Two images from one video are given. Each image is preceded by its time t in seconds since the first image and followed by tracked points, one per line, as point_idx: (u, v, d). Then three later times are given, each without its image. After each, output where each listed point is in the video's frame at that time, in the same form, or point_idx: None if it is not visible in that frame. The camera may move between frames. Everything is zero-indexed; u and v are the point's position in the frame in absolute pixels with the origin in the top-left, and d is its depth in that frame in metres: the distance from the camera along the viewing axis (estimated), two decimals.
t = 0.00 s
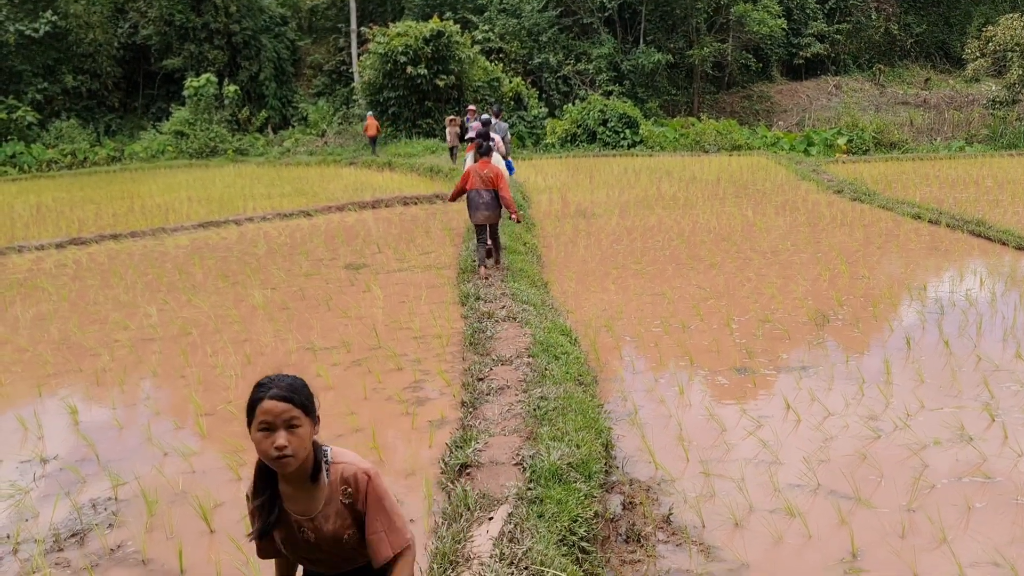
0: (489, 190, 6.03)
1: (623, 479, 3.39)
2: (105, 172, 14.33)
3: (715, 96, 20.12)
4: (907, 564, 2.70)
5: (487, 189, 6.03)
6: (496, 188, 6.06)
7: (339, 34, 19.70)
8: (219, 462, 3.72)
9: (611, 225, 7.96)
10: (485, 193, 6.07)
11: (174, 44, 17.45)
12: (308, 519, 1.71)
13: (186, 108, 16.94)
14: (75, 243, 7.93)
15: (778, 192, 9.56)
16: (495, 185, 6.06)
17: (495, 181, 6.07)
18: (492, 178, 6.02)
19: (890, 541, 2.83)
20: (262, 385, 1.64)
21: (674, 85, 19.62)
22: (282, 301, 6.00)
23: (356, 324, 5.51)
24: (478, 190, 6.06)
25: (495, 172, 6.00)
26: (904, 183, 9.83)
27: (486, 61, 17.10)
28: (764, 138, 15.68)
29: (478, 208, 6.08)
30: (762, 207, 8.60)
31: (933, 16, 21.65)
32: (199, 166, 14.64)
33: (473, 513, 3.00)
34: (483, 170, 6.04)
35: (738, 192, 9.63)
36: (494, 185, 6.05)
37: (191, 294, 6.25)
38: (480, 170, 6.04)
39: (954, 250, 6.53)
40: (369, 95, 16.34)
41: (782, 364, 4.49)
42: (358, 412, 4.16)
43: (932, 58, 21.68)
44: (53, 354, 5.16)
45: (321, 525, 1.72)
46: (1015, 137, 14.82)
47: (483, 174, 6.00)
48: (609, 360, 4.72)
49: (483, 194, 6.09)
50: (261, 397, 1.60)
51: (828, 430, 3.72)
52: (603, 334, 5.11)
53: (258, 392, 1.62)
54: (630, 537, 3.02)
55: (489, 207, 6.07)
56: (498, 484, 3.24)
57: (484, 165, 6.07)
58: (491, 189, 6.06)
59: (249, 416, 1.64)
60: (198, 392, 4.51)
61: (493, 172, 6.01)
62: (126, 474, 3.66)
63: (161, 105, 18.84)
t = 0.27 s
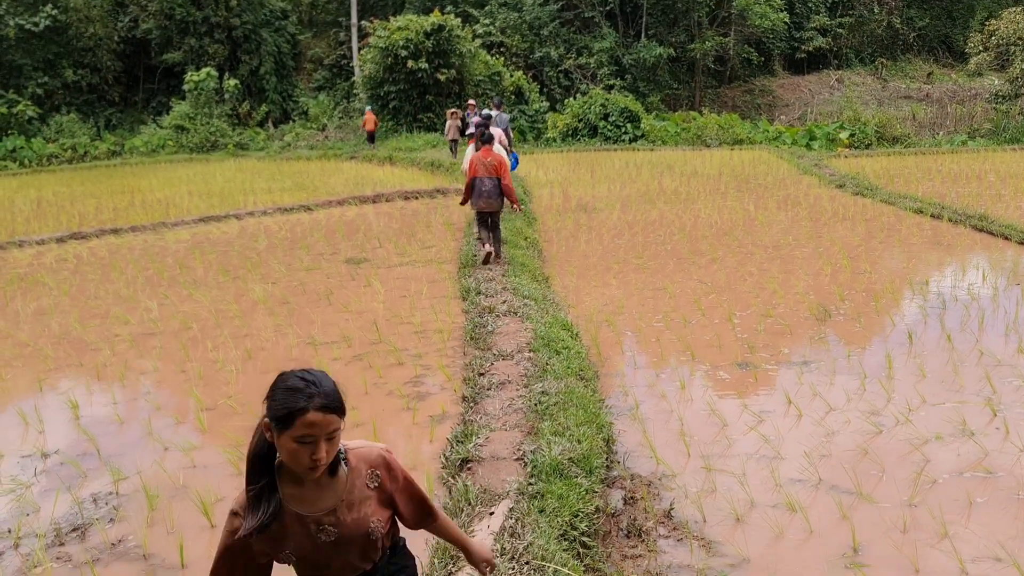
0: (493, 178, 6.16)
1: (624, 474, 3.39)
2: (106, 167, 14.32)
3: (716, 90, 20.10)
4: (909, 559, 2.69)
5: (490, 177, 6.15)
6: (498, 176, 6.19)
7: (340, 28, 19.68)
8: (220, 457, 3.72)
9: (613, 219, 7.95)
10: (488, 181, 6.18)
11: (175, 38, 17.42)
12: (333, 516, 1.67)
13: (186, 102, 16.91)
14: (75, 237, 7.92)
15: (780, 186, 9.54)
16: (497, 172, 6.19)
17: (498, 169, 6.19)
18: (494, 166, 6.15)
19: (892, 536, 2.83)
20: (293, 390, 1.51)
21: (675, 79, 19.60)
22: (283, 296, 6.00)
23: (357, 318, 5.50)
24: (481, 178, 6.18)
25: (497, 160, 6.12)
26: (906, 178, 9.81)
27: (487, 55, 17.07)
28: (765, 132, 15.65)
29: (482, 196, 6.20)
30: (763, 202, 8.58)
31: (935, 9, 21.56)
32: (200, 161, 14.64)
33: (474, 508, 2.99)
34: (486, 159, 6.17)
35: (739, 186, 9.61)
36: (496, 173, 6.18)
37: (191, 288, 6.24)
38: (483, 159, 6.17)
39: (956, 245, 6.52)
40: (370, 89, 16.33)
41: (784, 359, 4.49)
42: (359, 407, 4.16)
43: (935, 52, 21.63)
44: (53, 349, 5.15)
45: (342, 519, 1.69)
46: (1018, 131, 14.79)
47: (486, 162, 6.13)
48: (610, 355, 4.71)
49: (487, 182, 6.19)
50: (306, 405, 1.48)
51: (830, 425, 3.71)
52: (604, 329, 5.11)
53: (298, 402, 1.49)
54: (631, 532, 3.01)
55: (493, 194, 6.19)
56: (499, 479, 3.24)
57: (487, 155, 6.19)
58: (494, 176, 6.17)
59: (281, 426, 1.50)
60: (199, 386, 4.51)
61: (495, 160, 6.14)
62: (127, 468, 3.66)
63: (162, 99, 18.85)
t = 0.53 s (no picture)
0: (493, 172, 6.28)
1: (625, 469, 3.39)
2: (107, 161, 14.31)
3: (718, 85, 20.07)
4: (911, 555, 2.69)
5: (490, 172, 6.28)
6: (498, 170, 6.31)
7: (341, 23, 19.64)
8: (221, 452, 3.72)
9: (615, 214, 7.94)
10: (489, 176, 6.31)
11: (176, 33, 17.40)
12: None
13: (187, 96, 16.89)
14: (77, 232, 7.92)
15: (782, 181, 9.52)
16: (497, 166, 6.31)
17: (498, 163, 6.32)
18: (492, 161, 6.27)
19: (894, 532, 2.83)
20: (399, 445, 1.38)
21: (677, 74, 19.57)
22: (284, 291, 5.99)
23: (358, 313, 5.50)
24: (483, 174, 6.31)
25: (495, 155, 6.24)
26: (909, 173, 9.79)
27: (489, 50, 17.04)
28: (768, 127, 15.62)
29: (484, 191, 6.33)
30: (765, 197, 8.57)
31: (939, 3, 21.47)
32: (201, 155, 14.64)
33: (476, 503, 2.99)
34: (485, 155, 6.28)
35: (742, 181, 9.60)
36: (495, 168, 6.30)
37: (192, 283, 6.24)
38: (482, 155, 6.28)
39: (959, 240, 6.51)
40: (372, 84, 16.31)
41: (785, 354, 4.48)
42: (361, 402, 4.15)
43: (938, 47, 21.56)
44: (55, 344, 5.15)
45: None
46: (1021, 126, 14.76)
47: (486, 158, 6.25)
48: (612, 350, 4.71)
49: (488, 176, 6.35)
50: (419, 462, 1.36)
51: (831, 420, 3.71)
52: (606, 324, 5.10)
53: (407, 457, 1.37)
54: (633, 527, 3.01)
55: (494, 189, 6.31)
56: (501, 473, 3.24)
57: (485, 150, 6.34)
58: (495, 171, 6.30)
59: (389, 488, 1.37)
60: (201, 381, 4.51)
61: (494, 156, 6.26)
62: (129, 463, 3.66)
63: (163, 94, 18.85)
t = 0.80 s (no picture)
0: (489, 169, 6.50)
1: (628, 467, 3.39)
2: (110, 159, 14.33)
3: (721, 83, 20.05)
4: (914, 553, 2.69)
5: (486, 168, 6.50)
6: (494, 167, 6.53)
7: (343, 20, 19.64)
8: (224, 449, 3.73)
9: (617, 212, 7.93)
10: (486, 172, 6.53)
11: (178, 31, 17.39)
12: None
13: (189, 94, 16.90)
14: (79, 230, 7.94)
15: (785, 179, 9.51)
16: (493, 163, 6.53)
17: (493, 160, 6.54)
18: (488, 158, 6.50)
19: (897, 530, 2.82)
20: None
21: (680, 71, 19.55)
22: (286, 289, 6.00)
23: (360, 311, 5.50)
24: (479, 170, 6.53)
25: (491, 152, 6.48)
26: (912, 170, 9.78)
27: (491, 47, 17.05)
28: (770, 124, 15.60)
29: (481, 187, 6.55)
30: (768, 194, 8.56)
31: None
32: (203, 153, 14.66)
33: (478, 501, 2.99)
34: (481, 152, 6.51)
35: (744, 179, 9.59)
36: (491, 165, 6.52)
37: (195, 281, 6.25)
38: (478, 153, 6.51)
39: (963, 238, 6.50)
40: (374, 82, 16.31)
41: (788, 352, 4.48)
42: (363, 400, 4.15)
43: (942, 44, 21.51)
44: (58, 342, 5.16)
45: None
46: None
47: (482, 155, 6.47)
48: (615, 348, 4.70)
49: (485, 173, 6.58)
50: None
51: (834, 418, 3.71)
52: (608, 322, 5.10)
53: None
54: (635, 525, 3.02)
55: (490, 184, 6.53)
56: (503, 471, 3.24)
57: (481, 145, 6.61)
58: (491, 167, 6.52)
59: None
60: (203, 379, 4.52)
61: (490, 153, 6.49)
62: (131, 461, 3.66)
63: (165, 92, 18.88)
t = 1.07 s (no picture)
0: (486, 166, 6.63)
1: (630, 467, 3.39)
2: (112, 159, 14.34)
3: (723, 82, 20.03)
4: (918, 553, 2.69)
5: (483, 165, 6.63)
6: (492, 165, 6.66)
7: (346, 20, 19.65)
8: (227, 449, 3.73)
9: (619, 212, 7.93)
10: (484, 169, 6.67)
11: (180, 31, 17.39)
12: None
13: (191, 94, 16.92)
14: (83, 230, 7.95)
15: (787, 179, 9.50)
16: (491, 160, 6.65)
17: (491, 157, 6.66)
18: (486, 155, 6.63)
19: (901, 530, 2.82)
20: None
21: (682, 71, 19.53)
22: (289, 289, 6.01)
23: (363, 311, 5.51)
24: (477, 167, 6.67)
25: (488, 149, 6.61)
26: (914, 170, 9.77)
27: (493, 47, 17.07)
28: (773, 124, 15.59)
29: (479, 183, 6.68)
30: (771, 194, 8.56)
31: None
32: (206, 153, 14.68)
33: (481, 501, 2.99)
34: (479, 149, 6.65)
35: (747, 178, 9.59)
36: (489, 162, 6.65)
37: (198, 281, 6.25)
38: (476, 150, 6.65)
39: (965, 237, 6.49)
40: (377, 81, 16.33)
41: (791, 352, 4.48)
42: (366, 400, 4.16)
43: (944, 43, 21.50)
44: (61, 342, 5.17)
45: None
46: None
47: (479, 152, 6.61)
48: (617, 348, 4.71)
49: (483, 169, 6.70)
50: None
51: (837, 418, 3.70)
52: (610, 322, 5.10)
53: None
54: (638, 525, 3.02)
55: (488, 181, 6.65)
56: (506, 471, 3.24)
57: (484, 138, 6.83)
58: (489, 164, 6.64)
59: None
60: (206, 379, 4.52)
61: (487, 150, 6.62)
62: (134, 461, 3.67)
63: (168, 93, 18.90)
